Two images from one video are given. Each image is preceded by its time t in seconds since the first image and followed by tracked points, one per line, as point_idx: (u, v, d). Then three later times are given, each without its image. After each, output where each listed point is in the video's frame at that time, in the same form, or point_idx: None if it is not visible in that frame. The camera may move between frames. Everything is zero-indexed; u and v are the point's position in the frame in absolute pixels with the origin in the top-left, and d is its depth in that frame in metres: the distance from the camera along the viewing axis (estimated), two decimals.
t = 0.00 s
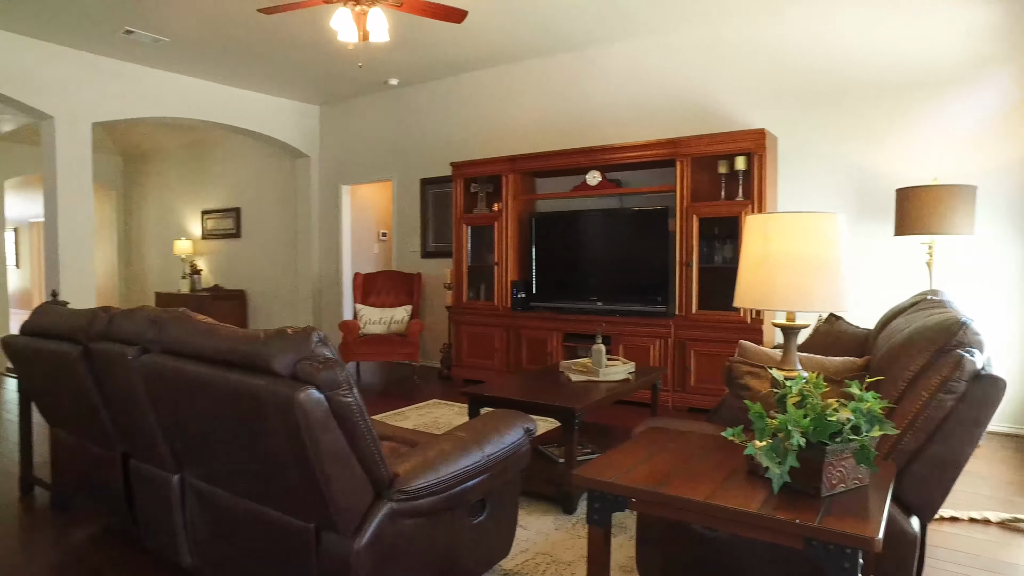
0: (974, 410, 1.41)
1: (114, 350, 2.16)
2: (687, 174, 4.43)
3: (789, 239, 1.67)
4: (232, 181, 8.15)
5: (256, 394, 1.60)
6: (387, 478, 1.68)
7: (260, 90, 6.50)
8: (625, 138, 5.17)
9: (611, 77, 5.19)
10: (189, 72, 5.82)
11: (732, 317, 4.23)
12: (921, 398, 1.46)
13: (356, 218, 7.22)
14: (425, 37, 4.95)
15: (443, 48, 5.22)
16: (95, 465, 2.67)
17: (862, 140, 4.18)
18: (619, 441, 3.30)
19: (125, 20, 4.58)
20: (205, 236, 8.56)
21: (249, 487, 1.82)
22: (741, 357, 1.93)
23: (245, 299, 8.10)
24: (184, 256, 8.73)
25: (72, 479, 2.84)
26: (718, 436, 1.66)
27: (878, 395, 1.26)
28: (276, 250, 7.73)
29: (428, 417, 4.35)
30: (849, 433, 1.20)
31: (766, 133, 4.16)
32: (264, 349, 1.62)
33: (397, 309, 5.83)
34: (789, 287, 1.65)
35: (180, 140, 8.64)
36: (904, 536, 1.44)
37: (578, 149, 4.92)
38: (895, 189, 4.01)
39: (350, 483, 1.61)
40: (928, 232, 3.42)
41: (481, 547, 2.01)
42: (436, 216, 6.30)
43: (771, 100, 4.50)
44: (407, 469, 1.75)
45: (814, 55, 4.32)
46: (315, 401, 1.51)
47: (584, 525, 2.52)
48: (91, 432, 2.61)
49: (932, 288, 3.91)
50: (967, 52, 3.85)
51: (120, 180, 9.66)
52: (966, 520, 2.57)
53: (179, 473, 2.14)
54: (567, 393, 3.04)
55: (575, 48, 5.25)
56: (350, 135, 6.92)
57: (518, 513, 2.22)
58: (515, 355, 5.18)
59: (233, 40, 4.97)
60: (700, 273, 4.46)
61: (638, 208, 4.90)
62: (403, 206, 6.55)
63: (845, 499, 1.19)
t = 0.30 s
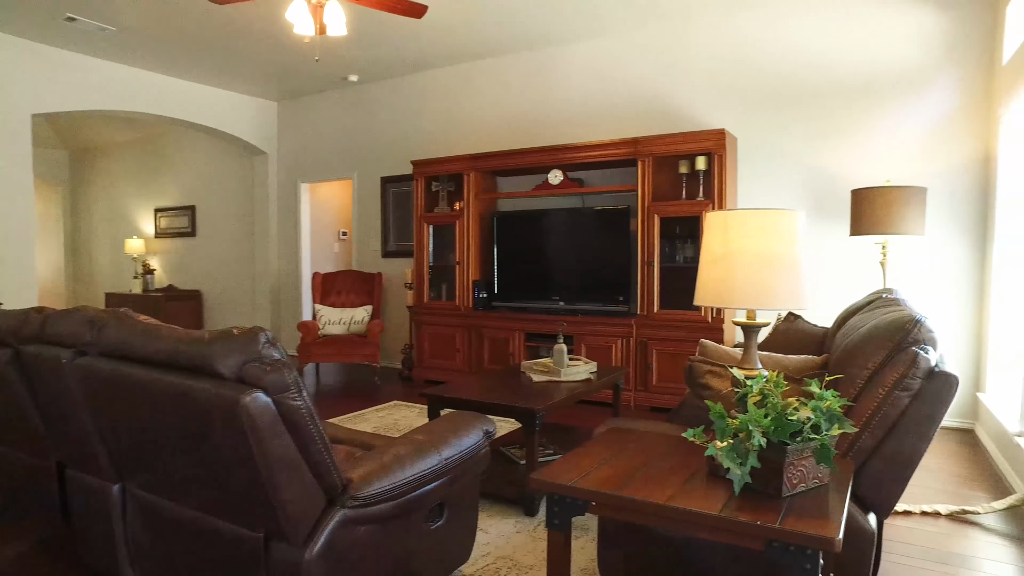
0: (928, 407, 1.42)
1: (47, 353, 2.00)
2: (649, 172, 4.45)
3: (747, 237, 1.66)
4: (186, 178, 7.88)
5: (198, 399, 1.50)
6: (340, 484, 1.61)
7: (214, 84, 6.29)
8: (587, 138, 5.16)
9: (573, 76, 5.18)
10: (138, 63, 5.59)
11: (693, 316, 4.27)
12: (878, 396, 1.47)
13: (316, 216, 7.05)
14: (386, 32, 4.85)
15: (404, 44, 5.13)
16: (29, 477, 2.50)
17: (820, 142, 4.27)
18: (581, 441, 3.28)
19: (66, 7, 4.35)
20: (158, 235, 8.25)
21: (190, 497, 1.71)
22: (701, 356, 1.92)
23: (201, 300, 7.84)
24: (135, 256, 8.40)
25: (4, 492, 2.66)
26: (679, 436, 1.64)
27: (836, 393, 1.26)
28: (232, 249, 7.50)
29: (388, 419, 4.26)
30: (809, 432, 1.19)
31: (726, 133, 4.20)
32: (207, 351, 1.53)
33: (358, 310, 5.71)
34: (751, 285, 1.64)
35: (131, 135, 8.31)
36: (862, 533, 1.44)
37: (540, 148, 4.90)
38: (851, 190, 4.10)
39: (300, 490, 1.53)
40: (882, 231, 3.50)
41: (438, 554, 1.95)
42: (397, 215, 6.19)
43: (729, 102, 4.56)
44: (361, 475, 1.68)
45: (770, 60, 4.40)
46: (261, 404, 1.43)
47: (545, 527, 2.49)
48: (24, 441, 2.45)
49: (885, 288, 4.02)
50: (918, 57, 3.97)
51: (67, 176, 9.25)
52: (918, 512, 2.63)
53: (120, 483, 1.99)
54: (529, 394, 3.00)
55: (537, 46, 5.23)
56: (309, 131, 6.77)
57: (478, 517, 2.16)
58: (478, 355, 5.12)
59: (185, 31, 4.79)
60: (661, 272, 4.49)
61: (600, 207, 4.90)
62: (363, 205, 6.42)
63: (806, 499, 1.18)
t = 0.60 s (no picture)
0: (899, 408, 1.42)
1: None
2: (621, 172, 4.44)
3: (724, 237, 1.63)
4: (150, 176, 7.66)
5: (149, 406, 1.42)
6: (301, 492, 1.54)
7: (178, 79, 6.11)
8: (560, 138, 5.14)
9: (546, 76, 5.16)
10: (99, 56, 5.40)
11: (666, 316, 4.27)
12: (850, 397, 1.45)
13: (285, 216, 6.90)
14: (356, 28, 4.76)
15: (375, 41, 5.04)
16: None
17: (790, 143, 4.31)
18: (554, 443, 3.24)
19: None
20: (122, 234, 8.01)
21: (142, 509, 1.63)
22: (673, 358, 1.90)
23: (166, 301, 7.63)
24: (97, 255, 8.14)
25: None
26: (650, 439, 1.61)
27: (810, 395, 1.24)
28: (199, 249, 7.31)
29: (358, 422, 4.18)
30: (782, 436, 1.17)
31: (698, 133, 4.21)
32: (158, 355, 1.45)
33: (328, 311, 5.60)
34: (731, 287, 1.60)
35: (93, 131, 8.05)
36: (834, 535, 1.43)
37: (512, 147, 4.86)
38: (821, 191, 4.14)
39: (259, 501, 1.46)
40: (852, 231, 3.53)
41: (406, 562, 1.89)
42: (368, 214, 6.09)
43: (700, 103, 4.58)
44: (324, 482, 1.62)
45: (742, 62, 4.43)
46: (216, 412, 1.36)
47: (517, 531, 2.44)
48: None
49: (855, 288, 4.07)
50: (885, 61, 4.03)
51: (25, 173, 8.91)
52: (887, 510, 2.66)
53: (68, 494, 1.89)
54: (501, 396, 2.96)
55: (510, 45, 5.19)
56: (278, 128, 6.62)
57: (448, 523, 2.11)
58: (451, 356, 5.06)
59: (147, 23, 4.64)
60: (634, 273, 4.48)
61: (573, 207, 4.87)
62: (334, 203, 6.31)
63: (779, 504, 1.16)
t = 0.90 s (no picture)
0: (871, 407, 1.41)
1: None
2: (595, 171, 4.42)
3: (698, 234, 1.60)
4: (115, 173, 7.43)
5: (96, 411, 1.34)
6: (261, 499, 1.48)
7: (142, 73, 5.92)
8: (535, 136, 5.10)
9: (520, 74, 5.12)
10: (59, 48, 5.21)
11: (640, 316, 4.26)
12: (822, 397, 1.44)
13: (255, 214, 6.75)
14: (327, 23, 4.67)
15: (347, 36, 4.95)
16: None
17: (763, 144, 4.33)
18: (527, 444, 3.20)
19: None
20: (86, 232, 7.77)
21: (90, 519, 1.54)
22: (646, 358, 1.87)
23: (132, 301, 7.42)
24: (60, 254, 7.88)
25: None
26: (621, 441, 1.58)
27: (782, 395, 1.22)
28: (166, 248, 7.12)
29: (329, 425, 4.09)
30: (755, 438, 1.14)
31: (672, 133, 4.21)
32: (105, 356, 1.37)
33: (299, 311, 5.48)
34: (705, 285, 1.57)
35: (54, 126, 7.78)
36: (808, 536, 1.41)
37: (486, 145, 4.81)
38: (793, 192, 4.18)
39: (215, 509, 1.39)
40: (824, 230, 3.56)
41: (373, 569, 1.83)
42: (340, 212, 5.99)
43: (675, 103, 4.58)
44: (286, 488, 1.55)
45: (716, 62, 4.44)
46: (167, 416, 1.29)
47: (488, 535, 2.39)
48: None
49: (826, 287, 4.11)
50: (856, 63, 4.07)
51: None
52: (858, 508, 2.67)
53: (11, 505, 1.78)
54: (473, 397, 2.91)
55: (484, 42, 5.14)
56: (247, 125, 6.48)
57: (417, 528, 2.05)
58: (424, 357, 4.99)
59: (109, 14, 4.49)
60: (608, 272, 4.47)
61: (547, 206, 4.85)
62: (305, 202, 6.19)
63: (752, 507, 1.13)
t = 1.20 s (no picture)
0: (865, 408, 1.39)
1: None
2: (583, 170, 4.39)
3: (692, 231, 1.55)
4: (95, 171, 7.28)
5: (62, 415, 1.28)
6: (238, 505, 1.42)
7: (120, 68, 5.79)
8: (522, 135, 5.06)
9: (507, 72, 5.07)
10: (35, 41, 5.08)
11: (628, 316, 4.23)
12: (816, 397, 1.42)
13: (238, 213, 6.64)
14: (311, 18, 4.59)
15: (332, 32, 4.88)
16: None
17: (752, 144, 4.33)
18: (514, 446, 3.15)
19: None
20: (64, 230, 7.60)
21: (57, 527, 1.47)
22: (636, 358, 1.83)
23: (112, 301, 7.28)
24: (36, 253, 7.70)
25: None
26: (612, 443, 1.54)
27: (776, 396, 1.18)
28: (148, 247, 6.99)
29: (313, 426, 4.01)
30: (749, 440, 1.11)
31: (660, 131, 4.19)
32: (72, 358, 1.30)
33: (282, 311, 5.39)
34: (697, 283, 1.53)
35: (32, 122, 7.60)
36: (802, 540, 1.38)
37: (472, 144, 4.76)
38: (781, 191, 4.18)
39: (188, 517, 1.33)
40: (812, 230, 3.56)
41: None
42: (325, 211, 5.90)
43: (663, 102, 4.56)
44: (265, 493, 1.49)
45: (705, 61, 4.42)
46: (136, 420, 1.23)
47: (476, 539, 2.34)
48: None
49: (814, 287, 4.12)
50: (842, 63, 4.08)
51: None
52: (847, 509, 2.66)
53: None
54: (459, 398, 2.86)
55: (471, 39, 5.09)
56: (230, 122, 6.37)
57: (402, 533, 2.00)
58: (410, 357, 4.93)
59: (86, 7, 4.38)
60: (596, 272, 4.44)
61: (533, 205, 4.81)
62: (289, 200, 6.10)
63: (748, 511, 1.10)
